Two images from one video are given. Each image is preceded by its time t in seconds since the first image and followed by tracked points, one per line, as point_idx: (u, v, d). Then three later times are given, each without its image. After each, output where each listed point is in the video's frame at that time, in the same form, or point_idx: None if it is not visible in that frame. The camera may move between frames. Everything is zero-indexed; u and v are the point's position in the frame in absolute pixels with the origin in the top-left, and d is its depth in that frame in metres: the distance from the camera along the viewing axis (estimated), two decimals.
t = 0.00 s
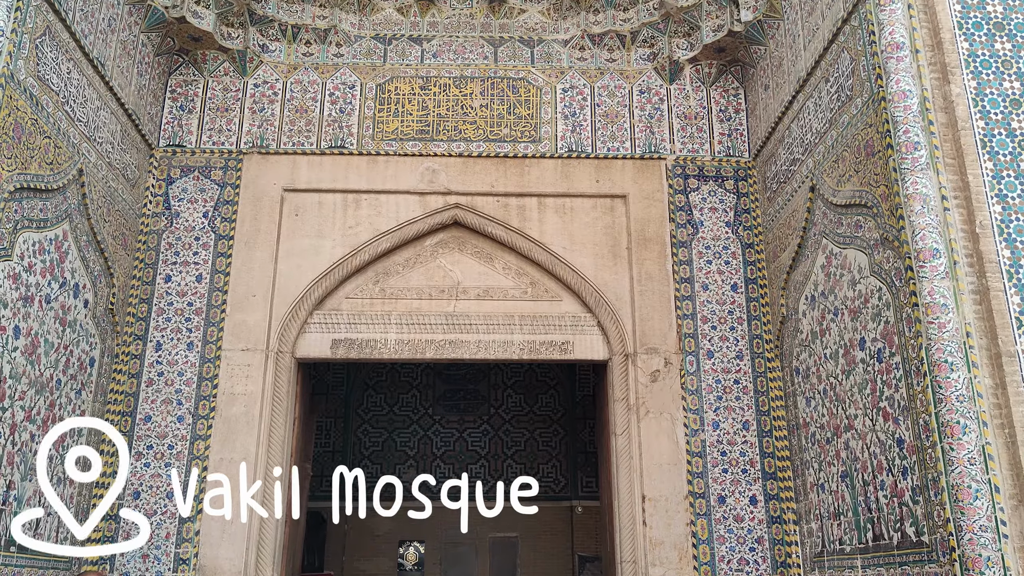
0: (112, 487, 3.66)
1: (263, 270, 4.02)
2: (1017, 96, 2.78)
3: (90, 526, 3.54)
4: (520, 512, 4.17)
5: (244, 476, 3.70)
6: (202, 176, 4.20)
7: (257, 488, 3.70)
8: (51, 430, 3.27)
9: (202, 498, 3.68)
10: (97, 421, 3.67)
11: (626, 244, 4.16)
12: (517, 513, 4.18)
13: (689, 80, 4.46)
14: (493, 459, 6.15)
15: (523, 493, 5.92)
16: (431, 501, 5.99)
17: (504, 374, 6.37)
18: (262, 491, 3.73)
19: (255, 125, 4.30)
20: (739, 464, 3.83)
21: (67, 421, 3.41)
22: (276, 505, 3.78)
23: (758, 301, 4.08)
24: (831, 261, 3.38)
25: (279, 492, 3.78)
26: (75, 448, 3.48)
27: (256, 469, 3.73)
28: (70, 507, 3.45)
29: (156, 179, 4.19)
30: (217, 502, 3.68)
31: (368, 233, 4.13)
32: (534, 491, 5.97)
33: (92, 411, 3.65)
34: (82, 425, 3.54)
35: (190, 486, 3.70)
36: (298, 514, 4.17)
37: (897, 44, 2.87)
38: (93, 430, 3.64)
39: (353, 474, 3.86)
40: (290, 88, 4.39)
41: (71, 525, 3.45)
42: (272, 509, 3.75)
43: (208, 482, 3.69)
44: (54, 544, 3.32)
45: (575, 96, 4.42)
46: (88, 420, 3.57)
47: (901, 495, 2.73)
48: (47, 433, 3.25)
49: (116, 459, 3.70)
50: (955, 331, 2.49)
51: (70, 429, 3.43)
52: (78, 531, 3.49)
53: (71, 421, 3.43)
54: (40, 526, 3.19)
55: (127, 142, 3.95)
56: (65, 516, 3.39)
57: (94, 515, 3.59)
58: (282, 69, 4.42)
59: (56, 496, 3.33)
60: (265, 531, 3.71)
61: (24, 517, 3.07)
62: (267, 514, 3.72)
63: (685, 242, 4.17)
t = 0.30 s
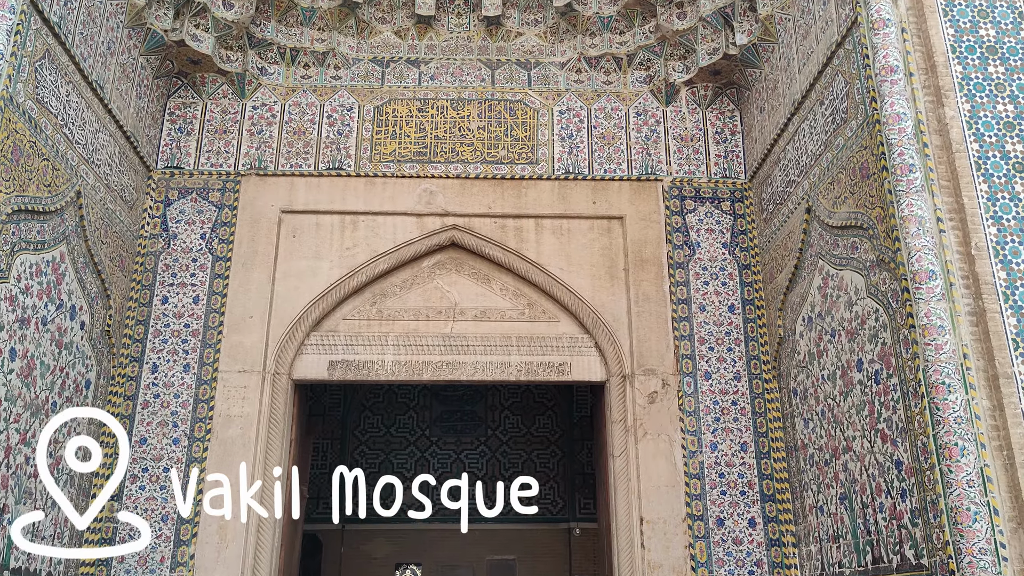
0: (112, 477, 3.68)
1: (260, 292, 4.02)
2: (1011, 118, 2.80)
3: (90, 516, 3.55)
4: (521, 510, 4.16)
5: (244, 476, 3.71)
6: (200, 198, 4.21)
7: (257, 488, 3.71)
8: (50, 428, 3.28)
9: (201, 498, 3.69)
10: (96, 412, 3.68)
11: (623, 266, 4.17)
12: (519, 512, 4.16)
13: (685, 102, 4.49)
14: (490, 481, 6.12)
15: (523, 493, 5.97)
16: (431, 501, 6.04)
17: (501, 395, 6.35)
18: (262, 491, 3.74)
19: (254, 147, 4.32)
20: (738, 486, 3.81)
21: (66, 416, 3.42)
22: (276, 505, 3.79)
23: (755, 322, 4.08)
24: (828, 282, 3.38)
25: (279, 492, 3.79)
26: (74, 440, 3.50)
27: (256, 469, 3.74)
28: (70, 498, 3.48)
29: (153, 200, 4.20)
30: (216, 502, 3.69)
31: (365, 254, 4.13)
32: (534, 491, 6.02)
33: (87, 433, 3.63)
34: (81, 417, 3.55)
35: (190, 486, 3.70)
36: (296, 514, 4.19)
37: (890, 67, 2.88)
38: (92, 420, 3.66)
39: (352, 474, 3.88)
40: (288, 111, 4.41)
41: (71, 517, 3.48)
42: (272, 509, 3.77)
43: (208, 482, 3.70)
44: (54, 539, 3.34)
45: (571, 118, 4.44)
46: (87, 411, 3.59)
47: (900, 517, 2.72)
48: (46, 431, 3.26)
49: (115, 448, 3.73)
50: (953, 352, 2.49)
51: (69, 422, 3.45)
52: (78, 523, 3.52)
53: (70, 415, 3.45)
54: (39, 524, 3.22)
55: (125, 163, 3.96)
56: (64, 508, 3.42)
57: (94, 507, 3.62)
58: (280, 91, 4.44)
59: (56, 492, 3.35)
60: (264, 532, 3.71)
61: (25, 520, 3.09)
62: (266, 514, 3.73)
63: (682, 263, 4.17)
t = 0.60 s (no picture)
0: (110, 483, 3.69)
1: (257, 313, 4.02)
2: (1006, 141, 2.82)
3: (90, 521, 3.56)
4: (521, 512, 4.18)
5: (244, 476, 3.72)
6: (198, 220, 4.21)
7: (257, 488, 3.73)
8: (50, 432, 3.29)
9: (201, 497, 3.70)
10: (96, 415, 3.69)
11: (621, 287, 4.17)
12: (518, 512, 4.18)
13: (682, 125, 4.52)
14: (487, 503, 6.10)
15: (523, 493, 5.99)
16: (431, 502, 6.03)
17: (499, 417, 6.32)
18: (262, 491, 3.76)
19: (252, 169, 4.33)
20: (737, 508, 3.79)
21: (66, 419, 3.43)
22: (275, 505, 3.81)
23: (753, 343, 4.08)
24: (826, 303, 3.38)
25: (279, 492, 3.81)
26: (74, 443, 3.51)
27: (256, 469, 3.76)
28: (69, 502, 3.48)
29: (151, 221, 4.20)
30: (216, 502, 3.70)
31: (363, 276, 4.13)
32: (534, 491, 6.04)
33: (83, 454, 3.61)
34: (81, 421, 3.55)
35: (190, 486, 3.72)
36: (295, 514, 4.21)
37: (886, 90, 2.90)
38: (92, 423, 3.67)
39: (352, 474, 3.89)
40: (287, 132, 4.43)
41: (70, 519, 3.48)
42: (272, 509, 3.78)
43: (208, 482, 3.72)
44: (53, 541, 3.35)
45: (569, 140, 4.46)
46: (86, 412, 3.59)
47: (899, 540, 2.70)
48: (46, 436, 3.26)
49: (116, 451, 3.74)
50: (950, 374, 2.49)
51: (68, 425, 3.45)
52: (77, 527, 3.52)
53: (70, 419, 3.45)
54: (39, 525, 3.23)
55: (124, 185, 3.96)
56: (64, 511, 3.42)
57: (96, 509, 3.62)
58: (279, 113, 4.47)
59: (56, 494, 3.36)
60: (264, 531, 3.72)
61: (24, 518, 3.10)
62: (266, 514, 3.74)
63: (680, 285, 4.18)
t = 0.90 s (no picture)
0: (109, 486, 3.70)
1: (255, 336, 4.01)
2: (1001, 165, 2.84)
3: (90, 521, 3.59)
4: (520, 511, 4.27)
5: (244, 476, 3.74)
6: (196, 243, 4.22)
7: (257, 488, 3.75)
8: (50, 435, 3.30)
9: (201, 498, 3.71)
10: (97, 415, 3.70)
11: (619, 310, 4.17)
12: (518, 512, 4.27)
13: (679, 148, 4.54)
14: (485, 527, 6.05)
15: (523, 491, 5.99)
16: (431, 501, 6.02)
17: (496, 441, 6.28)
18: (262, 491, 3.78)
19: (251, 193, 4.34)
20: (736, 533, 3.77)
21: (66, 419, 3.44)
22: (275, 505, 3.82)
23: (751, 366, 4.07)
24: (824, 326, 3.39)
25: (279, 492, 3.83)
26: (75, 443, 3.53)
27: (256, 469, 3.78)
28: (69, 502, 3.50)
29: (150, 245, 4.21)
30: (216, 502, 3.72)
31: (361, 299, 4.13)
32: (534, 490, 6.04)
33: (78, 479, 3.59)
34: (80, 420, 3.56)
35: (190, 486, 3.73)
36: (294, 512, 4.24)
37: (881, 115, 2.92)
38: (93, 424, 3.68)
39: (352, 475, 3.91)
40: (286, 156, 4.45)
41: (70, 518, 3.50)
42: (272, 509, 3.80)
43: (208, 482, 3.73)
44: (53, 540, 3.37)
45: (567, 164, 4.49)
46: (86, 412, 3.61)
47: (900, 566, 2.69)
48: (46, 439, 3.27)
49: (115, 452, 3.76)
50: (949, 399, 2.49)
51: (68, 426, 3.46)
52: (77, 527, 3.55)
53: (69, 419, 3.46)
54: (39, 525, 3.25)
55: (123, 209, 3.97)
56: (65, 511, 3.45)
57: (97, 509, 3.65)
58: (278, 137, 4.49)
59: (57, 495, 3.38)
60: (264, 532, 3.73)
61: (24, 518, 3.13)
62: (266, 513, 3.75)
63: (678, 308, 4.18)
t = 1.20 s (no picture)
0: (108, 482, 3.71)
1: (252, 360, 4.00)
2: (995, 188, 2.85)
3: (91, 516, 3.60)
4: (518, 510, 4.25)
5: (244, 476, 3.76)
6: (193, 267, 4.22)
7: (256, 488, 3.76)
8: (47, 436, 3.30)
9: (201, 498, 3.73)
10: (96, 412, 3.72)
11: (616, 333, 4.17)
12: (516, 511, 4.26)
13: (675, 172, 4.56)
14: (483, 552, 5.87)
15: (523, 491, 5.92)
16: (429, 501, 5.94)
17: (493, 465, 6.15)
18: (262, 491, 3.79)
19: (248, 216, 4.35)
20: (736, 558, 3.75)
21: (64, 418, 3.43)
22: (275, 505, 3.83)
23: (749, 389, 4.07)
24: (821, 349, 3.39)
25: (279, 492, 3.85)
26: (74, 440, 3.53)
27: (255, 470, 3.80)
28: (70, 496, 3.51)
29: (147, 269, 4.21)
30: (216, 502, 3.73)
31: (359, 322, 4.13)
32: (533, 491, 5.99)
33: (73, 504, 3.57)
34: (79, 417, 3.56)
35: (190, 486, 3.75)
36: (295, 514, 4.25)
37: (876, 138, 2.93)
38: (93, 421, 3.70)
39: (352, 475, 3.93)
40: (284, 180, 4.46)
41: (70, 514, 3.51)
42: (272, 509, 3.81)
43: (208, 482, 3.76)
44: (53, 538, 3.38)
45: (563, 188, 4.50)
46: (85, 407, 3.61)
47: None
48: (43, 441, 3.27)
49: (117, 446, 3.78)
50: (947, 422, 2.48)
51: (66, 424, 3.46)
52: (77, 522, 3.55)
53: (67, 417, 3.46)
54: (38, 524, 3.26)
55: (120, 233, 3.98)
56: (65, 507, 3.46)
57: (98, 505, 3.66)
58: (276, 161, 4.51)
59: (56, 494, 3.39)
60: (264, 532, 3.73)
61: (24, 520, 3.13)
62: (266, 513, 3.75)
63: (675, 330, 4.18)
